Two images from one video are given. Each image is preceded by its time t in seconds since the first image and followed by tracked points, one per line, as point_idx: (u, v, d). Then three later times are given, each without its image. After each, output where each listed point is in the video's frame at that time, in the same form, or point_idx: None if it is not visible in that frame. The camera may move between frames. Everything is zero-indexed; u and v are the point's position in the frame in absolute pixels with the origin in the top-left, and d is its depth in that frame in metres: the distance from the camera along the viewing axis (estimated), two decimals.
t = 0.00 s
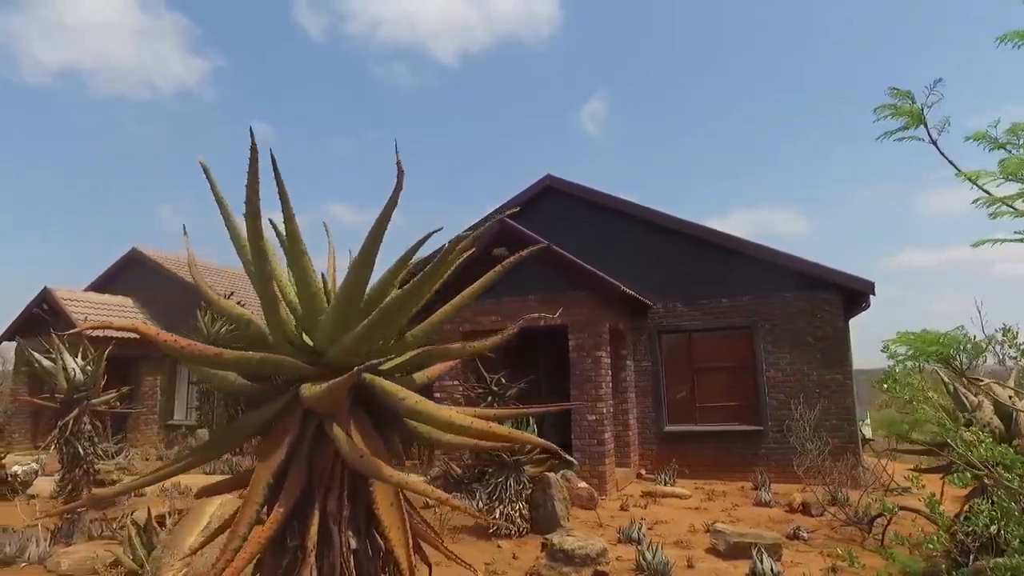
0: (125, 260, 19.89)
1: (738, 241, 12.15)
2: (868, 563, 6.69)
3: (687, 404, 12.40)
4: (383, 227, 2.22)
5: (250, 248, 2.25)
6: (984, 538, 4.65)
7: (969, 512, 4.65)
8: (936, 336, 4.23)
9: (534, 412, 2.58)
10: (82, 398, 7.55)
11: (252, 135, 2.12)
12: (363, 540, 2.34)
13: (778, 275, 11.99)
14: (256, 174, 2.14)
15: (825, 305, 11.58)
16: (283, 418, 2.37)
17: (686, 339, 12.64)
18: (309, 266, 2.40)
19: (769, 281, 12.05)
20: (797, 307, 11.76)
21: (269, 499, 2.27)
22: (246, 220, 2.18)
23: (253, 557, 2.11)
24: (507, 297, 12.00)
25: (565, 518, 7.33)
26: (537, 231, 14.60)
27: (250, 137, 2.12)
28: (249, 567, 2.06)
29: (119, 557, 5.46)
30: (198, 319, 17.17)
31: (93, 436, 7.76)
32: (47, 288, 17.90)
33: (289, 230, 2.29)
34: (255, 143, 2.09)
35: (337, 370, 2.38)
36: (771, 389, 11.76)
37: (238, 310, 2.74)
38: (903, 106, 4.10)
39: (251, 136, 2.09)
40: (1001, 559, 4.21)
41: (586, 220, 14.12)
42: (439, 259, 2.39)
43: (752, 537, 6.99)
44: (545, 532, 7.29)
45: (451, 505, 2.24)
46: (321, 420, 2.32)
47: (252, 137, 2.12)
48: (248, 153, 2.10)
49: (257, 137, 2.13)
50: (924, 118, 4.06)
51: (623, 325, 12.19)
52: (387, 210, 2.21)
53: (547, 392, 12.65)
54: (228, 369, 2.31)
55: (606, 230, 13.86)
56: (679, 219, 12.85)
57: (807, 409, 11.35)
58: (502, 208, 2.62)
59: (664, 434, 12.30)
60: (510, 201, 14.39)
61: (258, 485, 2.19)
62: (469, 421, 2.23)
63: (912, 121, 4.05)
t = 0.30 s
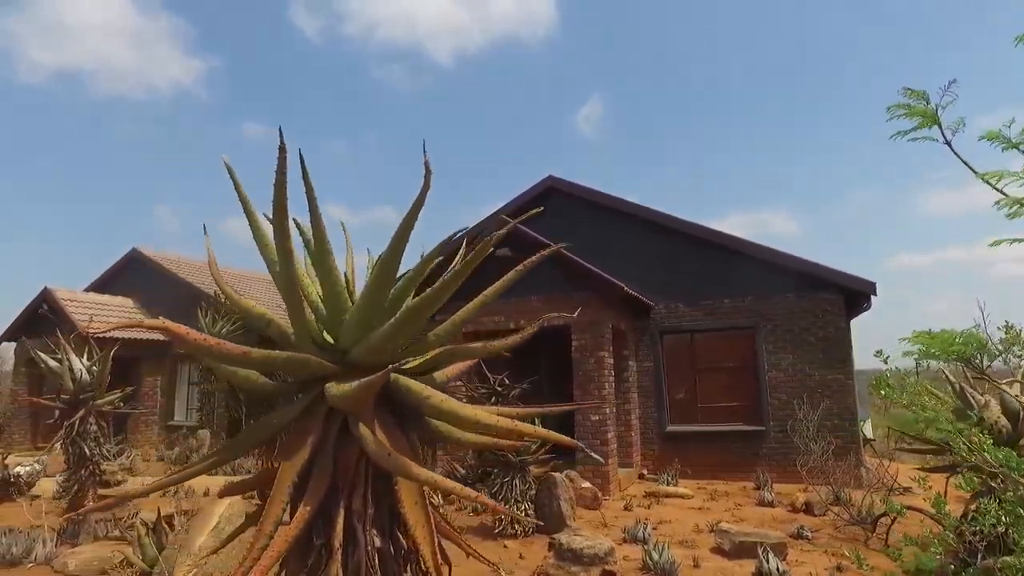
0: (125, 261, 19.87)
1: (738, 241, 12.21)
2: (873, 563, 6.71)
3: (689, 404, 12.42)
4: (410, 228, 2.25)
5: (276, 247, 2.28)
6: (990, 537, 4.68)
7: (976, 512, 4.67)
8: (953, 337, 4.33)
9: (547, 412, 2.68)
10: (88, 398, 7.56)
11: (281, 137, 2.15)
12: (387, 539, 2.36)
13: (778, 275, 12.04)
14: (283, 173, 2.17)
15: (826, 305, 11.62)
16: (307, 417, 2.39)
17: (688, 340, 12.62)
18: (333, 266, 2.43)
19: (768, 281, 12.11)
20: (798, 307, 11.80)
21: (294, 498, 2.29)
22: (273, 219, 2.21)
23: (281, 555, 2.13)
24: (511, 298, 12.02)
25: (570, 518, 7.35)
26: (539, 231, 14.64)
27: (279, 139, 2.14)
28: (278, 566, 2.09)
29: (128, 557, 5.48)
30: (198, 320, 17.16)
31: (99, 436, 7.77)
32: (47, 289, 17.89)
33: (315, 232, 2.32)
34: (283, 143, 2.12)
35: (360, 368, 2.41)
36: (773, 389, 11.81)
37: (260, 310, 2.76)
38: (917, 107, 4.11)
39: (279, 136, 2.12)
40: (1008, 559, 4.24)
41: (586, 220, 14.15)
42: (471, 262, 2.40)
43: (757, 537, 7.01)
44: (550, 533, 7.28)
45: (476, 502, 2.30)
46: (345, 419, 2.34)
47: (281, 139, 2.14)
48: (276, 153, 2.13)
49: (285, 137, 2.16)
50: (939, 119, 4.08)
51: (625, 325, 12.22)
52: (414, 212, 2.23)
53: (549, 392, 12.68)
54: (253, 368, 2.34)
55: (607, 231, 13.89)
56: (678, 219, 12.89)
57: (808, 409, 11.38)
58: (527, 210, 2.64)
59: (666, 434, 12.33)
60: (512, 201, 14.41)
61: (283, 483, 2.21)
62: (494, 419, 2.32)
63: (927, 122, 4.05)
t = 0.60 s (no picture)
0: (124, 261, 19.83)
1: (738, 241, 12.23)
2: (876, 563, 6.72)
3: (690, 404, 12.43)
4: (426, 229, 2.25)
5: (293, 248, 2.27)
6: (996, 537, 4.68)
7: (982, 511, 4.67)
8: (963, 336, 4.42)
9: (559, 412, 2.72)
10: (90, 399, 7.53)
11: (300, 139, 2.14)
12: (404, 540, 2.35)
13: (778, 275, 12.07)
14: (301, 174, 2.16)
15: (826, 305, 11.65)
16: (323, 417, 2.39)
17: (690, 340, 12.60)
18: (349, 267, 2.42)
19: (768, 281, 12.14)
20: (798, 307, 11.82)
21: (310, 499, 2.29)
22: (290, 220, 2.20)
23: (300, 557, 2.13)
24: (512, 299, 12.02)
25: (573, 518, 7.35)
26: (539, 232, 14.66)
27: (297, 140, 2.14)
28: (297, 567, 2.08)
29: (133, 558, 5.46)
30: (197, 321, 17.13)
31: (101, 437, 7.75)
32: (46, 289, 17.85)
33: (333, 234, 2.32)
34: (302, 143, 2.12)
35: (375, 368, 2.41)
36: (773, 389, 11.83)
37: (273, 310, 2.77)
38: (927, 107, 4.10)
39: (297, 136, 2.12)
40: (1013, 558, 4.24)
41: (587, 220, 14.15)
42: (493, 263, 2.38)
43: (760, 537, 7.02)
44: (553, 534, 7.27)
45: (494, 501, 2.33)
46: (361, 419, 2.34)
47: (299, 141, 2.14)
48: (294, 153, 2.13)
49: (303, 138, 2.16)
50: (949, 119, 4.07)
51: (625, 326, 12.24)
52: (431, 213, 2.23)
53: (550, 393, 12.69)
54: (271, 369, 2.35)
55: (607, 231, 13.89)
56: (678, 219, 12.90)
57: (809, 409, 11.40)
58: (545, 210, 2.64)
59: (667, 434, 12.33)
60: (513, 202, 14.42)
61: (300, 484, 2.21)
62: (512, 419, 2.37)
63: (937, 123, 4.05)
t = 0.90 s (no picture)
0: (122, 262, 19.77)
1: (739, 241, 12.23)
2: (882, 563, 6.74)
3: (692, 404, 12.44)
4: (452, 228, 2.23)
5: (315, 248, 2.24)
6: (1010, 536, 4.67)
7: (996, 509, 4.68)
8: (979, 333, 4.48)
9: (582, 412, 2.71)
10: (94, 401, 7.51)
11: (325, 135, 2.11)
12: (428, 543, 2.34)
13: (778, 275, 12.08)
14: (325, 173, 2.13)
15: (828, 306, 11.66)
16: (344, 419, 2.36)
17: (691, 341, 12.61)
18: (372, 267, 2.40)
19: (768, 281, 12.14)
20: (800, 308, 11.83)
21: (333, 504, 2.26)
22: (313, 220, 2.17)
23: (325, 562, 2.10)
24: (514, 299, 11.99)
25: (579, 520, 7.34)
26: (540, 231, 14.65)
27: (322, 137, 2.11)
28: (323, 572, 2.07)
29: (140, 561, 5.44)
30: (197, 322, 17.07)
31: (104, 439, 7.72)
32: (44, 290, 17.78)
33: (356, 232, 2.28)
34: (327, 141, 2.08)
35: (395, 370, 2.39)
36: (775, 389, 11.84)
37: (289, 311, 2.73)
38: (946, 107, 4.13)
39: (322, 134, 2.08)
40: None
41: (588, 220, 14.13)
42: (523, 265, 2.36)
43: (767, 538, 7.01)
44: (559, 536, 7.25)
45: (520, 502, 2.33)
46: (384, 421, 2.32)
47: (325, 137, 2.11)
48: (319, 151, 2.09)
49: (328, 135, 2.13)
50: (968, 119, 4.07)
51: (627, 326, 12.23)
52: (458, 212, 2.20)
53: (552, 393, 12.68)
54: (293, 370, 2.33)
55: (608, 231, 13.87)
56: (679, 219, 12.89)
57: (811, 410, 11.40)
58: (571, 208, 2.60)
59: (669, 435, 12.32)
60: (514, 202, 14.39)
61: (324, 488, 2.19)
62: (537, 421, 2.37)
63: (957, 122, 4.07)
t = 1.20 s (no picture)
0: (123, 262, 19.70)
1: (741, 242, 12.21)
2: (892, 564, 6.73)
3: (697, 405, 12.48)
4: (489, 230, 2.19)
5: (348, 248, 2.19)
6: None
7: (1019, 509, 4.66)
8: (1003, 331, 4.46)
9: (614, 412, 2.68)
10: (101, 402, 7.47)
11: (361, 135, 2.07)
12: (461, 548, 2.31)
13: (781, 276, 12.08)
14: (361, 174, 2.09)
15: (834, 306, 11.65)
16: (376, 422, 2.33)
17: (696, 342, 12.62)
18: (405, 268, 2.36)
19: (771, 282, 12.15)
20: (806, 308, 11.82)
21: (367, 508, 2.24)
22: (348, 219, 2.12)
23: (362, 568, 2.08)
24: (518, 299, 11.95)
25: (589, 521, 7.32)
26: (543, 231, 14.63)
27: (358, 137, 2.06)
28: None
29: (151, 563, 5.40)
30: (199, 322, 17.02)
31: (111, 440, 7.70)
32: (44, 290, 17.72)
33: (391, 234, 2.24)
34: (364, 138, 2.03)
35: (427, 372, 2.36)
36: (781, 389, 11.82)
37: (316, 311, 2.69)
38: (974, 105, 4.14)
39: (358, 131, 2.04)
40: None
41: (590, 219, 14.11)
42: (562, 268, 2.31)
43: (779, 538, 6.99)
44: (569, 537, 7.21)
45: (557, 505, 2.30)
46: (419, 423, 2.29)
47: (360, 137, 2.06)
48: (355, 148, 2.04)
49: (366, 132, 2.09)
50: (997, 118, 4.09)
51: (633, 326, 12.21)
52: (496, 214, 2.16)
53: (557, 394, 12.65)
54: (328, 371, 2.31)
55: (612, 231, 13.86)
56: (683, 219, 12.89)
57: (817, 410, 11.39)
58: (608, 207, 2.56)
59: (675, 435, 12.25)
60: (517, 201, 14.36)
61: (358, 492, 2.15)
62: (574, 423, 2.33)
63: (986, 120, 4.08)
